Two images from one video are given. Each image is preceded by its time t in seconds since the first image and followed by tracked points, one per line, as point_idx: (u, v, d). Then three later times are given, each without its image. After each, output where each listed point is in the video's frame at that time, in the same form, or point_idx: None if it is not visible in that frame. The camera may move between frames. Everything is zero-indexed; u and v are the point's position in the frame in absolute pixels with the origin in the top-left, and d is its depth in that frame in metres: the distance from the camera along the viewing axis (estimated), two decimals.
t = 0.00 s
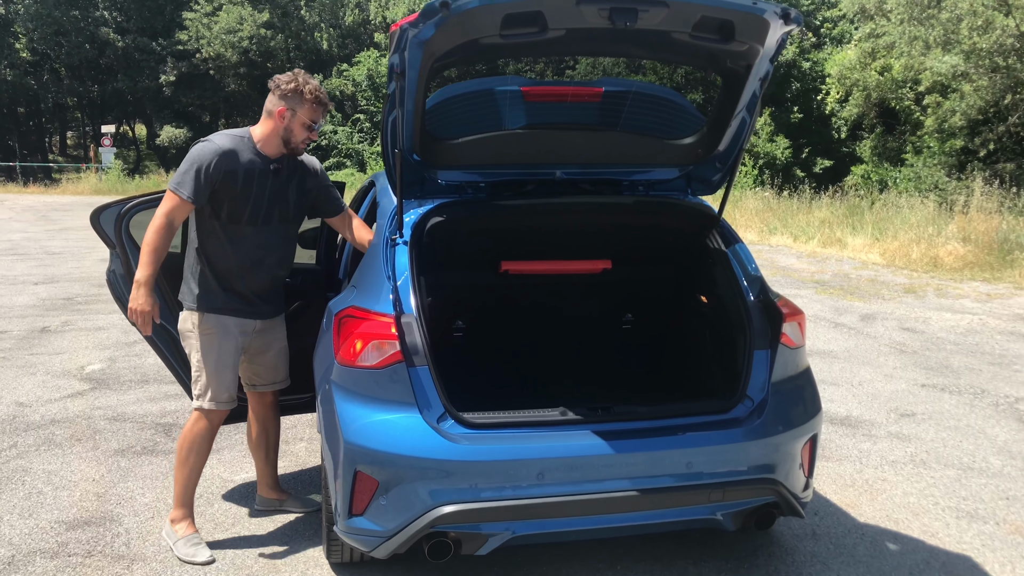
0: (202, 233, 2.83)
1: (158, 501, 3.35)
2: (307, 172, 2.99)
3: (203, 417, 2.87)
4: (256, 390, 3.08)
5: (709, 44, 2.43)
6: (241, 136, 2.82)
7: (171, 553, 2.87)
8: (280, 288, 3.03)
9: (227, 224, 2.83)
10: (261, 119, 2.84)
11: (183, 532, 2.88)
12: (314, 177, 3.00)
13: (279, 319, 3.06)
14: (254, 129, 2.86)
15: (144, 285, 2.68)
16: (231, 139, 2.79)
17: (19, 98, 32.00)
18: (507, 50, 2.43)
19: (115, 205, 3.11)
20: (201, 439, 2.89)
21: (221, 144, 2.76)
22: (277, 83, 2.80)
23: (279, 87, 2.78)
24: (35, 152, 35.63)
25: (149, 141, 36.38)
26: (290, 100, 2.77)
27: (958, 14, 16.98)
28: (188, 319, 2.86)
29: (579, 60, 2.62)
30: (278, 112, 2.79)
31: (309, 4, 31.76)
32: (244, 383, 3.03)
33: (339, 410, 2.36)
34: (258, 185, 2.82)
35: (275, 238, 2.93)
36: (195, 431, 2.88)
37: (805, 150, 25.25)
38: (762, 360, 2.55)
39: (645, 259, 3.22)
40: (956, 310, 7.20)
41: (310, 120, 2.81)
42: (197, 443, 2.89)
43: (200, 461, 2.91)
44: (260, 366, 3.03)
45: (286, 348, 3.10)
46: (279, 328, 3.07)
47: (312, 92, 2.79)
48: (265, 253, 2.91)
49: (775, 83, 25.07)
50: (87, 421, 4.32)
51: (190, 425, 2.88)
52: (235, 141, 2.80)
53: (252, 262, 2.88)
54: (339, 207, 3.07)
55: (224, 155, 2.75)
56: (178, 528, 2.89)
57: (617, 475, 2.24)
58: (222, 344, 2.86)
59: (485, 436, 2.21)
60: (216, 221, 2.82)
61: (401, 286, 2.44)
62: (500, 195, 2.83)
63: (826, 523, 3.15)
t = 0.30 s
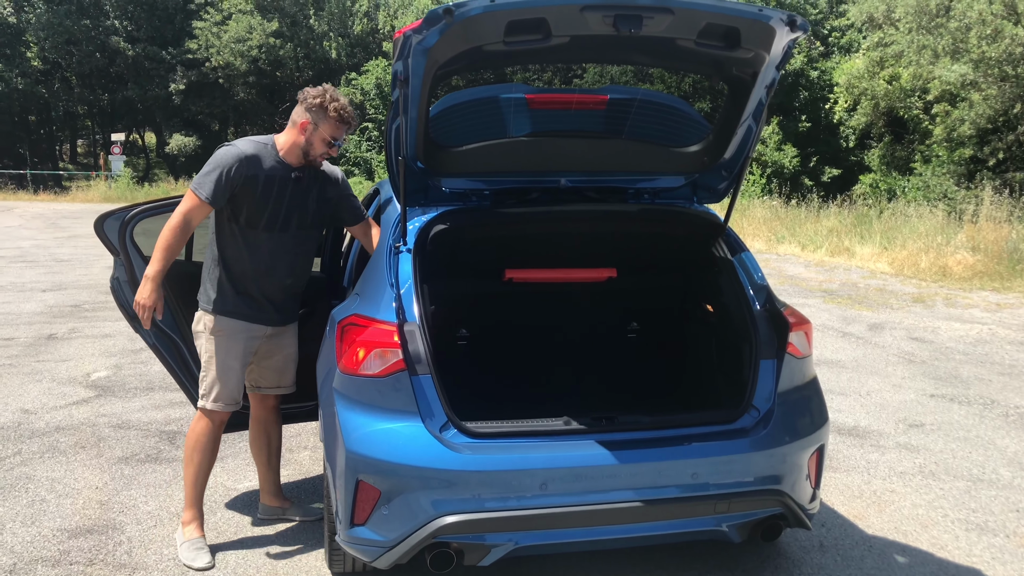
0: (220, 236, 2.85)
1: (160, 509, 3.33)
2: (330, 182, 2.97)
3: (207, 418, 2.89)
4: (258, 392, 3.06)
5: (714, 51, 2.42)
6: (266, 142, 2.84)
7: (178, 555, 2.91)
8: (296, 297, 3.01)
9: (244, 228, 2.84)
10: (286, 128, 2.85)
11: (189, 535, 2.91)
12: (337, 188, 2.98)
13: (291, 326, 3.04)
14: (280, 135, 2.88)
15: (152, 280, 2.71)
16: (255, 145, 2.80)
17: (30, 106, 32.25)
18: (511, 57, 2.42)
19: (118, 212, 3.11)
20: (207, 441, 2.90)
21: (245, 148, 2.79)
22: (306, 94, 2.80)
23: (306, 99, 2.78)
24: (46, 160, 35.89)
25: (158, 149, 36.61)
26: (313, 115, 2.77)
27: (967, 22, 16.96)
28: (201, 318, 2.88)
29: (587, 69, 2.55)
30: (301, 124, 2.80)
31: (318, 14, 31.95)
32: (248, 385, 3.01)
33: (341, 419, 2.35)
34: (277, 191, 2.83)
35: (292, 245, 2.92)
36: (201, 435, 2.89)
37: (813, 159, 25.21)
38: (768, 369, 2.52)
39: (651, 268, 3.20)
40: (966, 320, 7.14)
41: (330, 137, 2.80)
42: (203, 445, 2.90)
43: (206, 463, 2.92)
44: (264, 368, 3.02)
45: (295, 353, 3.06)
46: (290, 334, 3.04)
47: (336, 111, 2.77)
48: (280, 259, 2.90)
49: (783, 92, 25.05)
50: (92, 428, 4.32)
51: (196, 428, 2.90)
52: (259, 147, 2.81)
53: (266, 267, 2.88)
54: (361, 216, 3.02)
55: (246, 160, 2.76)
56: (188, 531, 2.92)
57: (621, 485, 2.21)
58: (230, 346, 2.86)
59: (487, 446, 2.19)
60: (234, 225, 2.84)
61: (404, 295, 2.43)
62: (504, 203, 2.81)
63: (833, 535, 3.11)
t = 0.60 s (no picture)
0: (235, 241, 2.85)
1: (167, 515, 3.33)
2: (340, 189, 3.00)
3: (221, 422, 2.89)
4: (271, 397, 3.06)
5: (722, 57, 2.42)
6: (279, 148, 2.86)
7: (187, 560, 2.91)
8: (308, 303, 3.01)
9: (259, 233, 2.85)
10: (302, 136, 2.86)
11: (199, 540, 2.91)
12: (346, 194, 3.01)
13: (304, 332, 3.04)
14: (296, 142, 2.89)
15: (187, 285, 2.72)
16: (268, 151, 2.82)
17: (39, 113, 32.48)
18: (518, 63, 2.42)
19: (127, 218, 3.12)
20: (219, 446, 2.90)
21: (260, 154, 2.80)
22: (326, 108, 2.80)
23: (326, 114, 2.79)
24: (55, 167, 36.14)
25: (167, 156, 36.82)
26: (329, 131, 2.77)
27: (976, 29, 16.90)
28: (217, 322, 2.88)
29: (595, 75, 2.56)
30: (316, 137, 2.81)
31: (326, 21, 32.09)
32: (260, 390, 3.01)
33: (347, 425, 2.34)
34: (291, 197, 2.85)
35: (305, 250, 2.92)
36: (215, 439, 2.89)
37: (821, 165, 25.19)
38: (777, 376, 2.51)
39: (657, 274, 3.19)
40: (976, 326, 7.09)
41: (341, 155, 2.81)
42: (215, 449, 2.90)
43: (218, 468, 2.92)
44: (276, 373, 3.01)
45: (308, 358, 3.06)
46: (303, 340, 3.04)
47: (353, 131, 2.77)
48: (295, 264, 2.90)
49: (790, 98, 25.02)
50: (99, 434, 4.33)
51: (210, 432, 2.90)
52: (272, 153, 2.83)
53: (280, 272, 2.88)
54: (366, 226, 3.03)
55: (259, 165, 2.78)
56: (198, 535, 2.92)
57: (628, 493, 2.20)
58: (244, 351, 2.86)
59: (493, 453, 2.18)
60: (248, 231, 2.84)
61: (410, 301, 2.42)
62: (511, 209, 2.80)
63: (842, 543, 3.08)
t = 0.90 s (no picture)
0: (241, 248, 2.85)
1: (172, 521, 3.33)
2: (345, 194, 3.01)
3: (229, 428, 2.89)
4: (280, 402, 3.07)
5: (727, 62, 2.41)
6: (284, 155, 2.87)
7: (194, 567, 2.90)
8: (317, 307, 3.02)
9: (266, 239, 2.85)
10: (308, 142, 2.89)
11: (206, 545, 2.91)
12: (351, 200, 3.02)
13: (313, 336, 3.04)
14: (302, 147, 2.91)
15: (189, 292, 2.72)
16: (273, 157, 2.83)
17: (47, 120, 32.69)
18: (524, 69, 2.42)
19: (133, 224, 3.13)
20: (227, 452, 2.90)
21: (265, 160, 2.80)
22: (330, 115, 2.82)
23: (329, 120, 2.80)
24: (63, 173, 36.35)
25: (173, 162, 36.99)
26: (332, 136, 2.79)
27: (981, 33, 16.93)
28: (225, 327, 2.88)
29: (600, 81, 2.54)
30: (320, 143, 2.82)
31: (332, 27, 32.24)
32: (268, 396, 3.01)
33: (352, 431, 2.34)
34: (297, 203, 2.85)
35: (312, 255, 2.93)
36: (225, 444, 2.89)
37: (827, 170, 25.16)
38: (783, 382, 2.49)
39: (662, 279, 3.19)
40: (983, 331, 7.06)
41: (345, 160, 2.82)
42: (224, 455, 2.90)
43: (226, 474, 2.92)
44: (284, 378, 3.02)
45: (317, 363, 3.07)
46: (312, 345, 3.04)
47: (356, 136, 2.77)
48: (301, 269, 2.91)
49: (795, 103, 25.02)
50: (105, 439, 4.34)
51: (219, 437, 2.89)
52: (277, 160, 2.83)
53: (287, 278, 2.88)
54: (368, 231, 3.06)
55: (265, 172, 2.78)
56: (206, 541, 2.92)
57: (634, 499, 2.19)
58: (253, 356, 2.86)
59: (499, 459, 2.18)
60: (254, 237, 2.85)
61: (415, 307, 2.42)
62: (516, 215, 2.80)
63: (849, 550, 3.06)
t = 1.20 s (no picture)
0: (241, 252, 2.85)
1: (171, 523, 3.33)
2: (345, 195, 3.01)
3: (230, 430, 2.88)
4: (280, 404, 3.06)
5: (728, 64, 2.41)
6: (281, 157, 2.86)
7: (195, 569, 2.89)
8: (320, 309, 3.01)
9: (266, 242, 2.85)
10: (306, 144, 2.88)
11: (207, 548, 2.90)
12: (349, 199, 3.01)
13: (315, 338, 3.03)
14: (300, 150, 2.91)
15: (189, 298, 2.72)
16: (270, 160, 2.82)
17: (46, 121, 32.67)
18: (524, 71, 2.42)
19: (132, 226, 3.12)
20: (229, 454, 2.89)
21: (262, 164, 2.80)
22: (327, 116, 2.80)
23: (325, 121, 2.78)
24: (61, 175, 36.34)
25: (172, 164, 36.98)
26: (328, 138, 2.77)
27: (981, 35, 16.98)
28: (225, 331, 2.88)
29: (599, 82, 2.54)
30: (317, 145, 2.81)
31: (331, 29, 32.27)
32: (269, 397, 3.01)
33: (352, 433, 2.34)
34: (296, 205, 2.85)
35: (312, 256, 2.93)
36: (226, 447, 2.89)
37: (825, 172, 25.19)
38: (783, 384, 2.49)
39: (663, 281, 3.18)
40: (982, 333, 7.06)
41: (342, 162, 2.80)
42: (225, 458, 2.89)
43: (227, 476, 2.91)
44: (284, 379, 3.01)
45: (318, 365, 3.06)
46: (313, 347, 3.03)
47: (351, 137, 2.75)
48: (303, 270, 2.91)
49: (794, 105, 25.04)
50: (104, 441, 4.33)
51: (221, 440, 2.89)
52: (274, 163, 2.83)
53: (288, 279, 2.88)
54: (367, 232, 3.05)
55: (263, 175, 2.78)
56: (207, 544, 2.91)
57: (635, 501, 2.18)
58: (254, 358, 2.86)
59: (499, 460, 2.17)
60: (254, 240, 2.85)
61: (415, 309, 2.42)
62: (517, 216, 2.80)
63: (849, 552, 3.06)
